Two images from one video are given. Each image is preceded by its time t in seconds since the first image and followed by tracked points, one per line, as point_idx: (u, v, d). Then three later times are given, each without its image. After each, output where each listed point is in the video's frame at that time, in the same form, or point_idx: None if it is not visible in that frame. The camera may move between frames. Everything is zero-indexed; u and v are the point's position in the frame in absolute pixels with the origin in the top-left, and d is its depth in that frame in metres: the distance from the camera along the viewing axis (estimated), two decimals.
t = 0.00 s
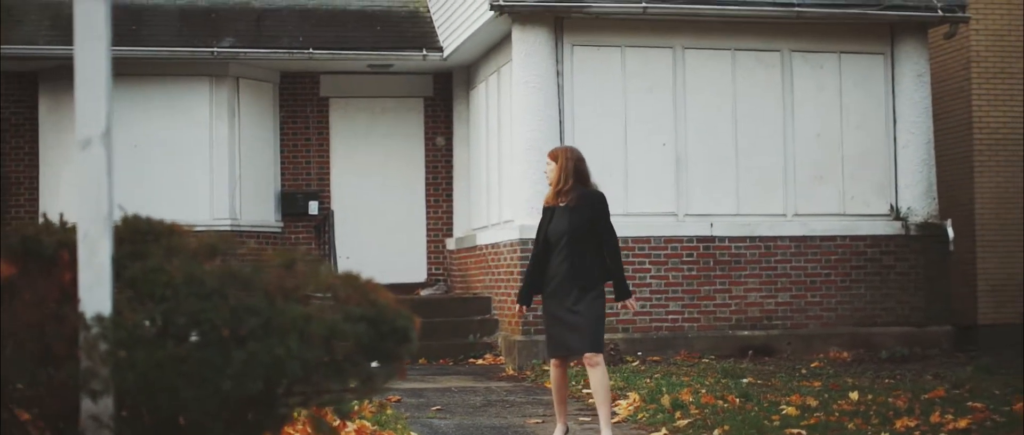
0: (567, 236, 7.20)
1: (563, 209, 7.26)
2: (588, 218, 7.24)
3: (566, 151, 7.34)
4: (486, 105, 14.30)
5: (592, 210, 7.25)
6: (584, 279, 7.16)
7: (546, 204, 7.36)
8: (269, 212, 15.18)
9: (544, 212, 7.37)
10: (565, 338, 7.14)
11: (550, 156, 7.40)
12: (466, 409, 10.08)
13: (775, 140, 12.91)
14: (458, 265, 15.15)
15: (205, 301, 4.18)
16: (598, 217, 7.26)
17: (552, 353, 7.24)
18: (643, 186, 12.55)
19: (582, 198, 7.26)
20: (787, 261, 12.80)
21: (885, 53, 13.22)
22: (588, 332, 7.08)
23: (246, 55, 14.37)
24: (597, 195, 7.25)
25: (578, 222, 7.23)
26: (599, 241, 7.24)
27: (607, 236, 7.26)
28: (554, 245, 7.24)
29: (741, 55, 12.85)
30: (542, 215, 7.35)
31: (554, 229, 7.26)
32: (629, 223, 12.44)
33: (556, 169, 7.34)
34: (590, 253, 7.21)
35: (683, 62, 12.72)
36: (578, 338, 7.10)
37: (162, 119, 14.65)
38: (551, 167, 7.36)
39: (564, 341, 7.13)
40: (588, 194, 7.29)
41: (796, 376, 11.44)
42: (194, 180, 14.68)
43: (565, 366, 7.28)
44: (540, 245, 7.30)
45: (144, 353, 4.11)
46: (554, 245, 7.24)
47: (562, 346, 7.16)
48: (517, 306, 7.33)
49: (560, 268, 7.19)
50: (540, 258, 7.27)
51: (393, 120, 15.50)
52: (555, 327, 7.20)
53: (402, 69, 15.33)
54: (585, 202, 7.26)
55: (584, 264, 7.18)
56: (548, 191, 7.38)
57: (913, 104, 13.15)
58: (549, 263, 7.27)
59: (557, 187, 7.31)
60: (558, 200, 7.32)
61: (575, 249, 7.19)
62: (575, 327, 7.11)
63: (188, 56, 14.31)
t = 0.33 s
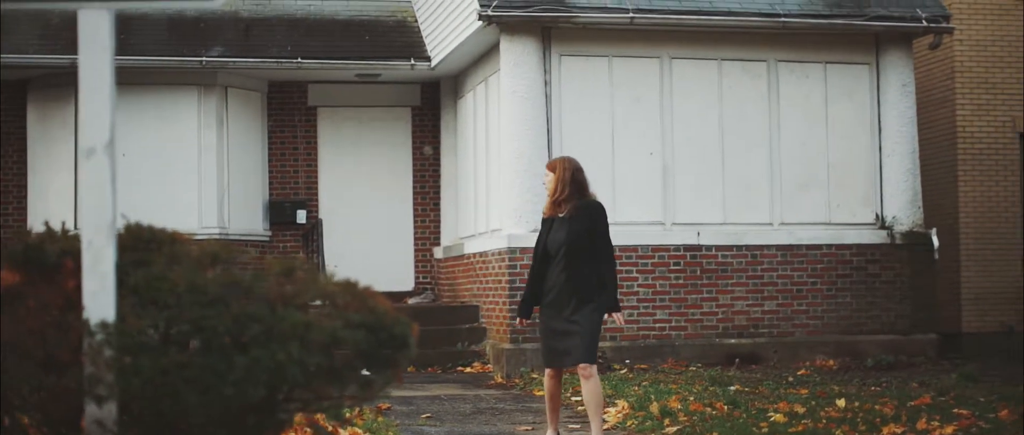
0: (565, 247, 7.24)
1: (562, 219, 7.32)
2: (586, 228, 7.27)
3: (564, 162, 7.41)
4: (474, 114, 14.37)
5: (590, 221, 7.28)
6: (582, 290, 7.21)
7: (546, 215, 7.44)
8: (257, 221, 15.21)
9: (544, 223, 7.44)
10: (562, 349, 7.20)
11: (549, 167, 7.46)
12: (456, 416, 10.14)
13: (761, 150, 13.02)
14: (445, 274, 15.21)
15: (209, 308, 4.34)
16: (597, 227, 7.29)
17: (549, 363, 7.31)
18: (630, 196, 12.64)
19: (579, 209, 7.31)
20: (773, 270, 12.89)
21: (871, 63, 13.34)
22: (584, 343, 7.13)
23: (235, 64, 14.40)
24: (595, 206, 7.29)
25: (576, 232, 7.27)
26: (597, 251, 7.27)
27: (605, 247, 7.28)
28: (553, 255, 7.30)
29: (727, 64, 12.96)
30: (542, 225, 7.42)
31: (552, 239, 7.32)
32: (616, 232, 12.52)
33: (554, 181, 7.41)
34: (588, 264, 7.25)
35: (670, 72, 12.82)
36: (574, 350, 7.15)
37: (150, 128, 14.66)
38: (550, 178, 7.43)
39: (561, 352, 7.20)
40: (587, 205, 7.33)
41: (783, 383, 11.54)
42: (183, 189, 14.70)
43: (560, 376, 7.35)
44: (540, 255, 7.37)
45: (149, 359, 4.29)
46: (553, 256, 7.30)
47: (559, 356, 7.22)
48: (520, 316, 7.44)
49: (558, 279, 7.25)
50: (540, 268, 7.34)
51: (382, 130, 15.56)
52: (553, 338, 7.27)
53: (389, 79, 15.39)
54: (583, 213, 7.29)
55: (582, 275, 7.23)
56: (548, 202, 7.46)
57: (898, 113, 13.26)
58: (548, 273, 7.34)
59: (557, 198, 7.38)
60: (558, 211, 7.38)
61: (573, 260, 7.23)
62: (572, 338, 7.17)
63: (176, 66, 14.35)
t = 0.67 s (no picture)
0: (564, 252, 7.33)
1: (561, 225, 7.41)
2: (585, 235, 7.36)
3: (564, 168, 7.48)
4: (462, 123, 14.44)
5: (590, 227, 7.37)
6: (580, 297, 7.27)
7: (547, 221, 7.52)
8: (246, 230, 15.22)
9: (544, 229, 7.53)
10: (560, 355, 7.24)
11: (549, 173, 7.54)
12: (446, 424, 10.18)
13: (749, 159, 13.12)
14: (433, 282, 15.28)
15: (213, 315, 4.44)
16: (596, 234, 7.37)
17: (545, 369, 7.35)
18: (618, 205, 12.71)
19: (580, 216, 7.39)
20: (760, 278, 12.97)
21: (858, 73, 13.46)
22: (582, 349, 7.18)
23: (224, 73, 14.45)
24: (594, 212, 7.37)
25: (576, 239, 7.35)
26: (596, 258, 7.34)
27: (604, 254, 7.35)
28: (552, 261, 7.38)
29: (714, 73, 13.07)
30: (542, 231, 7.51)
31: (552, 245, 7.41)
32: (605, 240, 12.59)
33: (554, 186, 7.48)
34: (587, 271, 7.32)
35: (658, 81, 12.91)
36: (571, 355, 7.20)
37: (139, 135, 14.67)
38: (550, 184, 7.50)
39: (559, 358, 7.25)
40: (587, 211, 7.42)
41: (771, 391, 11.62)
42: (172, 197, 14.73)
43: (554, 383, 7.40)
44: (541, 261, 7.45)
45: (154, 365, 4.37)
46: (552, 262, 7.38)
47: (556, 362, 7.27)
48: (522, 323, 7.50)
49: (557, 285, 7.32)
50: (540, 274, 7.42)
51: (370, 139, 15.62)
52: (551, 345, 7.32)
53: (378, 87, 15.44)
54: (583, 220, 7.38)
55: (580, 281, 7.30)
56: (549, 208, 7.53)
57: (885, 122, 13.38)
58: (547, 279, 7.42)
59: (558, 204, 7.46)
60: (558, 217, 7.46)
61: (572, 266, 7.31)
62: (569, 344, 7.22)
63: (166, 74, 14.37)
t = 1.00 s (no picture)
0: (562, 260, 7.39)
1: (560, 233, 7.46)
2: (584, 243, 7.42)
3: (563, 175, 7.53)
4: (453, 131, 14.49)
5: (588, 236, 7.42)
6: (577, 305, 7.32)
7: (547, 228, 7.58)
8: (236, 237, 15.23)
9: (543, 236, 7.60)
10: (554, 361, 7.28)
11: (547, 181, 7.58)
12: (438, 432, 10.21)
13: (738, 167, 13.20)
14: (424, 290, 15.32)
15: (217, 326, 4.50)
16: (594, 243, 7.42)
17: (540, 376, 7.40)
18: (608, 214, 12.78)
19: (579, 224, 7.45)
20: (750, 286, 13.05)
21: (846, 82, 13.55)
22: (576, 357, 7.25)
23: (215, 81, 14.50)
24: (593, 221, 7.43)
25: (574, 247, 7.41)
26: (594, 267, 7.39)
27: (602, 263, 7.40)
28: (550, 269, 7.45)
29: (703, 82, 13.15)
30: (541, 238, 7.59)
31: (550, 253, 7.47)
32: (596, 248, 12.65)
33: (554, 193, 7.53)
34: (584, 279, 7.38)
35: (649, 90, 12.99)
36: (565, 362, 7.25)
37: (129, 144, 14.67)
38: (549, 192, 7.55)
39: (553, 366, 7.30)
40: (586, 220, 7.47)
41: (761, 398, 11.69)
42: (162, 205, 14.70)
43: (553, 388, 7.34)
44: (539, 268, 7.52)
45: (159, 374, 4.43)
46: (550, 270, 7.45)
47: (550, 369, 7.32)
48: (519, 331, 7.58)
49: (554, 292, 7.38)
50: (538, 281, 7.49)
51: (361, 147, 15.67)
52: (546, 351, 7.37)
53: (370, 96, 15.49)
54: (581, 228, 7.43)
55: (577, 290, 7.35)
56: (549, 214, 7.58)
57: (873, 131, 13.47)
58: (545, 287, 7.48)
59: (559, 211, 7.50)
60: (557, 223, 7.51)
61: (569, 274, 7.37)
62: (564, 352, 7.27)
63: (158, 83, 14.38)
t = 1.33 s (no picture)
0: (560, 269, 7.44)
1: (558, 242, 7.51)
2: (583, 252, 7.47)
3: (560, 184, 7.58)
4: (444, 139, 14.53)
5: (586, 245, 7.48)
6: (575, 314, 7.38)
7: (544, 236, 7.64)
8: (227, 244, 15.23)
9: (540, 244, 7.65)
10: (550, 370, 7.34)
11: (544, 191, 7.62)
12: None
13: (728, 175, 13.27)
14: (414, 297, 15.36)
15: (222, 335, 4.59)
16: (592, 252, 7.48)
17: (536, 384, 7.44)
18: (599, 222, 12.83)
19: (578, 232, 7.50)
20: (740, 294, 13.11)
21: (836, 91, 13.64)
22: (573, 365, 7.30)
23: (207, 88, 14.49)
24: (591, 230, 7.49)
25: (572, 256, 7.46)
26: (592, 276, 7.45)
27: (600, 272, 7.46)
28: (547, 277, 7.49)
29: (694, 90, 13.22)
30: (538, 246, 7.64)
31: (548, 261, 7.52)
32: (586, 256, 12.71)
33: (552, 202, 7.57)
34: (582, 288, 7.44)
35: (640, 99, 13.06)
36: (562, 370, 7.30)
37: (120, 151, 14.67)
38: (546, 201, 7.59)
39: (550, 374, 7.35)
40: (585, 229, 7.53)
41: (752, 406, 11.75)
42: (153, 213, 14.71)
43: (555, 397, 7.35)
44: (536, 277, 7.56)
45: (166, 383, 4.54)
46: (548, 278, 7.49)
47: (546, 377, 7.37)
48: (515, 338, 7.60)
49: (551, 301, 7.42)
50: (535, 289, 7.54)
51: (352, 155, 15.70)
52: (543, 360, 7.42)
53: (360, 103, 15.53)
54: (579, 237, 7.49)
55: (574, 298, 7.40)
56: (546, 223, 7.64)
57: (862, 139, 13.56)
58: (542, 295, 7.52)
59: (556, 220, 7.55)
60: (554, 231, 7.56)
61: (567, 282, 7.42)
62: (561, 360, 7.32)
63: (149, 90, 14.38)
